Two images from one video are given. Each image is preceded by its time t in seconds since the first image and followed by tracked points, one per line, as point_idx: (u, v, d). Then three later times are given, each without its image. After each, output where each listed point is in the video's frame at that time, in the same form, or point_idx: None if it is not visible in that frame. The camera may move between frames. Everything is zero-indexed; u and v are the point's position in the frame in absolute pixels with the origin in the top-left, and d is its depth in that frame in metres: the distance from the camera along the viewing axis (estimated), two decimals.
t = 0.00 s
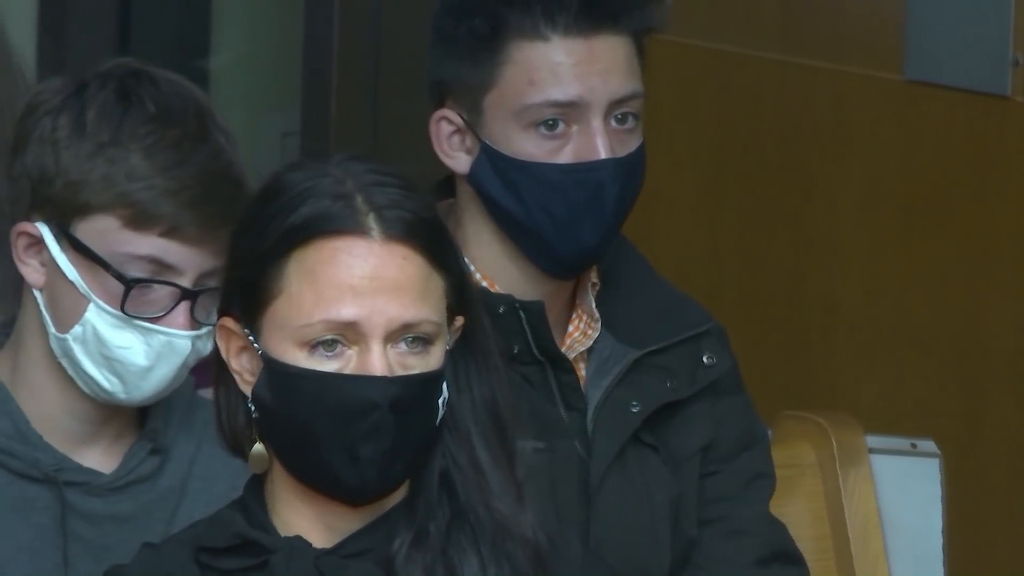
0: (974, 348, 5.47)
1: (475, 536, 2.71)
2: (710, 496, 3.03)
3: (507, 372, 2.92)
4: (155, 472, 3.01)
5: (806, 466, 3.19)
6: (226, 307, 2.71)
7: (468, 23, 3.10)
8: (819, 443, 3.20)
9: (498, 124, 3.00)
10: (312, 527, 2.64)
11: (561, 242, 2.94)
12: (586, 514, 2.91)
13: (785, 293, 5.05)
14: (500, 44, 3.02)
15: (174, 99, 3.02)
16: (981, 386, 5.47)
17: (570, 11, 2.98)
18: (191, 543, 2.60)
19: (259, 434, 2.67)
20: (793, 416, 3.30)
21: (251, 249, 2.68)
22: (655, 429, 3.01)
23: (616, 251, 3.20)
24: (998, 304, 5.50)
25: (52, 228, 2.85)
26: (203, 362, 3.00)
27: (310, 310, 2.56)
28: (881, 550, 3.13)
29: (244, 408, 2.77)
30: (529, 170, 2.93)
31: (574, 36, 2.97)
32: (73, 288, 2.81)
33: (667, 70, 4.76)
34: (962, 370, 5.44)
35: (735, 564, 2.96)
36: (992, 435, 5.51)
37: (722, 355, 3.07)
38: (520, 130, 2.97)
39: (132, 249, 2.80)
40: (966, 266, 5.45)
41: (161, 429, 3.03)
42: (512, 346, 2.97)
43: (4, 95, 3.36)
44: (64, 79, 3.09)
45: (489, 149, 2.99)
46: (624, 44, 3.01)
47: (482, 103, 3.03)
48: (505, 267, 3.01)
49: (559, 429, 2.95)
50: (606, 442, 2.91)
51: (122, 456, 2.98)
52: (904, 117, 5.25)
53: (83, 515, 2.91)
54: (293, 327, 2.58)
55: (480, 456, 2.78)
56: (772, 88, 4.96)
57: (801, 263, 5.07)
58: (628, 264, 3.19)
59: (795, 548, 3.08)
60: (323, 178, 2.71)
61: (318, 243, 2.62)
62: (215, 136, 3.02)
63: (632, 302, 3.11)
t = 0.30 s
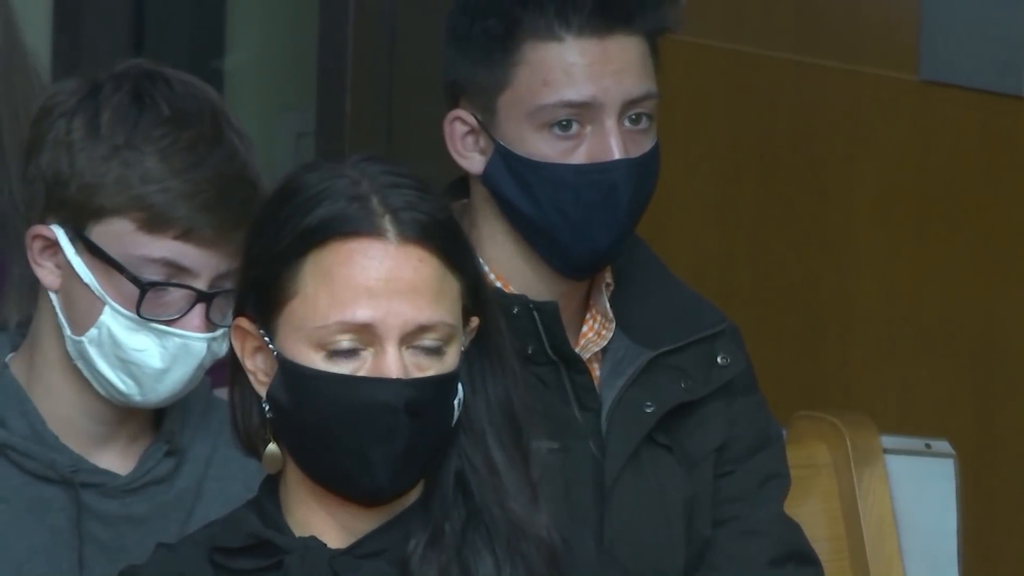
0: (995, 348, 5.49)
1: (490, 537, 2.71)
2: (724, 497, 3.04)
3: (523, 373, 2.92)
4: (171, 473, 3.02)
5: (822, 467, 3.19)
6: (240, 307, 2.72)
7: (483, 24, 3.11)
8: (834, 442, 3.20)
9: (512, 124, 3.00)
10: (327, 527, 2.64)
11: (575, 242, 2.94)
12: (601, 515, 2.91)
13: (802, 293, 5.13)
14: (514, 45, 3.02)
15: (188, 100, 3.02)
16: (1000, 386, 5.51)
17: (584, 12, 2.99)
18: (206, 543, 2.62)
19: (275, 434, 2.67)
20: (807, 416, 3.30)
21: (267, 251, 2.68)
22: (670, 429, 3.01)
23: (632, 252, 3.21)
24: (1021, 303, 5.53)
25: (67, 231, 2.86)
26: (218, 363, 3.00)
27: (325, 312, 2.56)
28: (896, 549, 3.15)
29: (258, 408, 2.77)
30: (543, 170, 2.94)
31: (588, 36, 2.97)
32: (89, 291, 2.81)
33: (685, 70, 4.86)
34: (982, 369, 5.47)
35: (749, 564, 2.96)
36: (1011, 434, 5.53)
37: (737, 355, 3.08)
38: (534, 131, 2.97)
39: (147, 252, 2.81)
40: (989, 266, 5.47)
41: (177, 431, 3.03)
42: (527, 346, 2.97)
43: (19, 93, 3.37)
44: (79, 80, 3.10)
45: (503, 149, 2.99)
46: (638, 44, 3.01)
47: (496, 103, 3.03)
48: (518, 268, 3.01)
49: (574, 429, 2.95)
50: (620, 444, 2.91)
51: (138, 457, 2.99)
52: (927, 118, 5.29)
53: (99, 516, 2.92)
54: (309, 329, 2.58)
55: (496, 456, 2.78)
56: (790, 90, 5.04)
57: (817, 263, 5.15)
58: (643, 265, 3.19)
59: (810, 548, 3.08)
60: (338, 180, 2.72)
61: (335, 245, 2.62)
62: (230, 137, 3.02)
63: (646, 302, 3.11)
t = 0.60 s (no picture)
0: None
1: (505, 538, 2.70)
2: (739, 497, 3.03)
3: (538, 372, 2.92)
4: (186, 473, 3.02)
5: (837, 468, 3.19)
6: (255, 307, 2.72)
7: (498, 25, 3.12)
8: (849, 443, 3.20)
9: (527, 125, 3.01)
10: (339, 528, 2.65)
11: (591, 243, 2.95)
12: (615, 514, 2.91)
13: (820, 295, 5.14)
14: (530, 45, 3.03)
15: (204, 98, 3.02)
16: None
17: (600, 12, 2.98)
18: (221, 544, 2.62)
19: (288, 432, 2.68)
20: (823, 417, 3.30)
21: (282, 250, 2.68)
22: (685, 429, 3.01)
23: (648, 252, 3.21)
24: None
25: (84, 231, 2.86)
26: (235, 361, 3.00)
27: (341, 311, 2.55)
28: (912, 551, 3.15)
29: (273, 408, 2.77)
30: (558, 171, 2.94)
31: (604, 36, 2.97)
32: (105, 289, 2.82)
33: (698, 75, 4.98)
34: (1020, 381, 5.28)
35: (765, 565, 2.95)
36: None
37: (752, 356, 3.08)
38: (550, 131, 2.98)
39: (165, 250, 2.81)
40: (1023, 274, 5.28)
41: (192, 431, 3.03)
42: (542, 346, 2.98)
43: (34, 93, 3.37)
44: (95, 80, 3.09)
45: (519, 150, 3.00)
46: (654, 44, 3.02)
47: (512, 104, 3.04)
48: (535, 269, 3.01)
49: (590, 430, 2.95)
50: (634, 444, 2.91)
51: (153, 458, 2.99)
52: (949, 120, 5.18)
53: (115, 517, 2.92)
54: (324, 328, 2.58)
55: (512, 457, 2.77)
56: (807, 93, 5.05)
57: (835, 266, 5.14)
58: (659, 265, 3.19)
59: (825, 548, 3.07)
60: (353, 181, 2.71)
61: (350, 245, 2.62)
62: (246, 138, 3.02)
63: (662, 303, 3.11)
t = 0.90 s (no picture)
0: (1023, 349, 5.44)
1: (521, 538, 2.70)
2: (755, 497, 3.03)
3: (554, 373, 2.93)
4: (203, 473, 3.01)
5: (853, 467, 3.21)
6: (272, 307, 2.72)
7: (515, 24, 3.15)
8: (865, 443, 3.21)
9: (544, 126, 3.04)
10: (357, 529, 2.65)
11: (607, 246, 2.98)
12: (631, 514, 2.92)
13: (839, 296, 5.12)
14: (547, 46, 3.06)
15: (209, 92, 3.04)
16: None
17: (617, 14, 3.02)
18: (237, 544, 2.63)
19: (304, 433, 2.69)
20: (840, 416, 3.31)
21: (299, 250, 2.68)
22: (701, 429, 3.02)
23: (663, 251, 3.21)
24: None
25: (98, 232, 2.86)
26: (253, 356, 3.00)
27: (356, 312, 2.56)
28: (928, 550, 3.16)
29: (289, 409, 2.77)
30: (574, 172, 2.98)
31: (620, 37, 3.01)
32: (123, 287, 2.82)
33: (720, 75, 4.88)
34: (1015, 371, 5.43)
35: (781, 565, 2.96)
36: None
37: (768, 356, 3.07)
38: (566, 132, 3.01)
39: (180, 244, 2.81)
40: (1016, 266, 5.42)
41: (208, 431, 3.03)
42: (559, 347, 2.98)
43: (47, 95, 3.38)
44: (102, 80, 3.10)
45: (536, 151, 3.03)
46: (670, 46, 3.05)
47: (528, 105, 3.07)
48: (551, 269, 3.05)
49: (605, 430, 2.96)
50: (649, 444, 2.92)
51: (169, 459, 2.98)
52: (951, 116, 5.27)
53: (131, 518, 2.92)
54: (340, 329, 2.58)
55: (528, 457, 2.78)
56: (823, 92, 5.04)
57: (852, 266, 5.14)
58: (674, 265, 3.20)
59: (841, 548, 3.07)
60: (369, 181, 2.71)
61: (366, 245, 2.62)
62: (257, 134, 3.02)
63: (678, 303, 3.12)
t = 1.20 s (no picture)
0: None
1: (536, 539, 2.69)
2: (771, 498, 3.03)
3: (570, 373, 2.93)
4: (217, 472, 3.00)
5: (869, 467, 3.21)
6: (288, 307, 2.72)
7: (533, 25, 3.19)
8: (881, 445, 3.21)
9: (560, 127, 3.07)
10: (373, 529, 2.64)
11: (624, 247, 3.00)
12: (647, 515, 2.91)
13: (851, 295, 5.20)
14: (565, 47, 3.09)
15: (173, 70, 3.08)
16: None
17: (634, 16, 3.05)
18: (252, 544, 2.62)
19: (321, 433, 2.68)
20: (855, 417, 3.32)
21: (316, 250, 2.68)
22: (717, 431, 3.02)
23: (679, 251, 3.22)
24: None
25: (89, 217, 2.89)
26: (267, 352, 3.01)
27: (373, 311, 2.55)
28: (943, 549, 3.14)
29: (305, 408, 2.76)
30: (592, 173, 3.00)
31: (638, 39, 3.03)
32: (118, 257, 2.85)
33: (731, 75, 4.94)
34: None
35: (797, 565, 2.94)
36: None
37: (785, 357, 3.07)
38: (583, 133, 3.04)
39: (161, 193, 2.85)
40: None
41: (224, 430, 3.02)
42: (575, 346, 2.99)
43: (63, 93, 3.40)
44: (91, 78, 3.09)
45: (553, 152, 3.06)
46: (688, 48, 3.07)
47: (545, 106, 3.10)
48: (567, 268, 3.07)
49: (621, 430, 2.96)
50: (666, 444, 2.92)
51: (183, 458, 2.97)
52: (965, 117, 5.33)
53: (145, 516, 2.91)
54: (357, 328, 2.58)
55: (544, 458, 2.77)
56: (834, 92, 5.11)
57: (865, 264, 5.22)
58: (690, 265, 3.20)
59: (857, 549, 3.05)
60: (386, 181, 2.71)
61: (382, 245, 2.61)
62: (227, 95, 3.07)
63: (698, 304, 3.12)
